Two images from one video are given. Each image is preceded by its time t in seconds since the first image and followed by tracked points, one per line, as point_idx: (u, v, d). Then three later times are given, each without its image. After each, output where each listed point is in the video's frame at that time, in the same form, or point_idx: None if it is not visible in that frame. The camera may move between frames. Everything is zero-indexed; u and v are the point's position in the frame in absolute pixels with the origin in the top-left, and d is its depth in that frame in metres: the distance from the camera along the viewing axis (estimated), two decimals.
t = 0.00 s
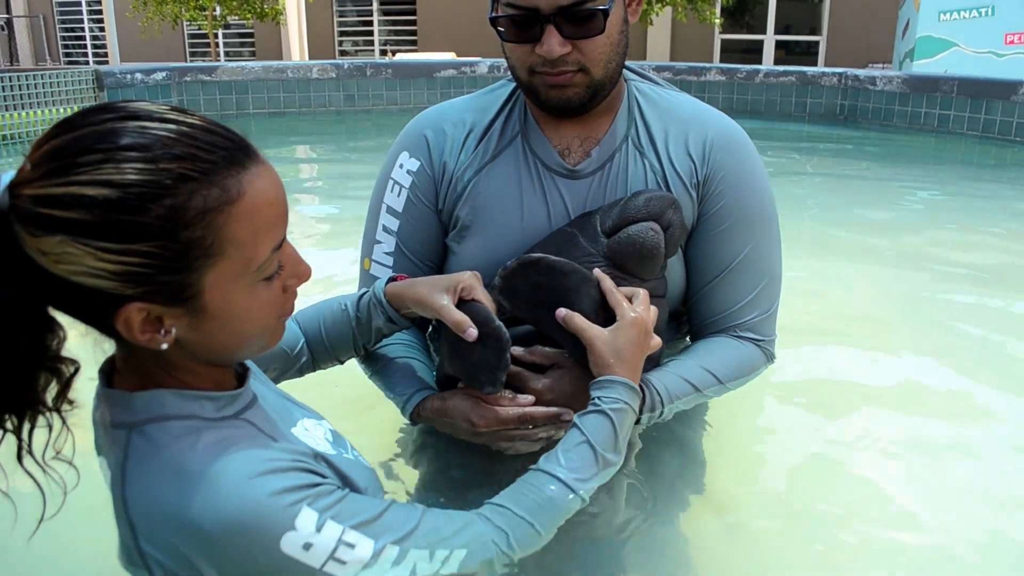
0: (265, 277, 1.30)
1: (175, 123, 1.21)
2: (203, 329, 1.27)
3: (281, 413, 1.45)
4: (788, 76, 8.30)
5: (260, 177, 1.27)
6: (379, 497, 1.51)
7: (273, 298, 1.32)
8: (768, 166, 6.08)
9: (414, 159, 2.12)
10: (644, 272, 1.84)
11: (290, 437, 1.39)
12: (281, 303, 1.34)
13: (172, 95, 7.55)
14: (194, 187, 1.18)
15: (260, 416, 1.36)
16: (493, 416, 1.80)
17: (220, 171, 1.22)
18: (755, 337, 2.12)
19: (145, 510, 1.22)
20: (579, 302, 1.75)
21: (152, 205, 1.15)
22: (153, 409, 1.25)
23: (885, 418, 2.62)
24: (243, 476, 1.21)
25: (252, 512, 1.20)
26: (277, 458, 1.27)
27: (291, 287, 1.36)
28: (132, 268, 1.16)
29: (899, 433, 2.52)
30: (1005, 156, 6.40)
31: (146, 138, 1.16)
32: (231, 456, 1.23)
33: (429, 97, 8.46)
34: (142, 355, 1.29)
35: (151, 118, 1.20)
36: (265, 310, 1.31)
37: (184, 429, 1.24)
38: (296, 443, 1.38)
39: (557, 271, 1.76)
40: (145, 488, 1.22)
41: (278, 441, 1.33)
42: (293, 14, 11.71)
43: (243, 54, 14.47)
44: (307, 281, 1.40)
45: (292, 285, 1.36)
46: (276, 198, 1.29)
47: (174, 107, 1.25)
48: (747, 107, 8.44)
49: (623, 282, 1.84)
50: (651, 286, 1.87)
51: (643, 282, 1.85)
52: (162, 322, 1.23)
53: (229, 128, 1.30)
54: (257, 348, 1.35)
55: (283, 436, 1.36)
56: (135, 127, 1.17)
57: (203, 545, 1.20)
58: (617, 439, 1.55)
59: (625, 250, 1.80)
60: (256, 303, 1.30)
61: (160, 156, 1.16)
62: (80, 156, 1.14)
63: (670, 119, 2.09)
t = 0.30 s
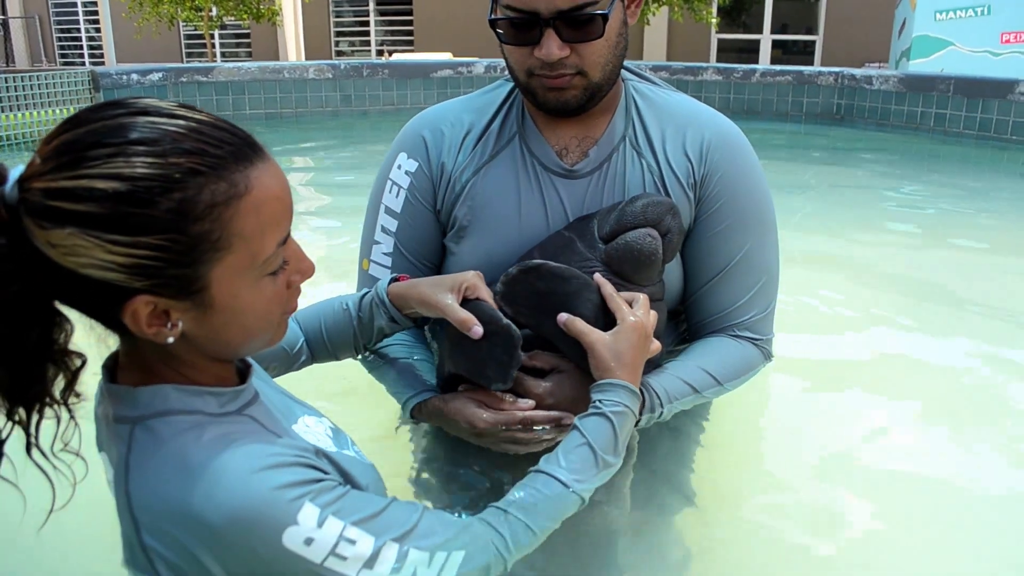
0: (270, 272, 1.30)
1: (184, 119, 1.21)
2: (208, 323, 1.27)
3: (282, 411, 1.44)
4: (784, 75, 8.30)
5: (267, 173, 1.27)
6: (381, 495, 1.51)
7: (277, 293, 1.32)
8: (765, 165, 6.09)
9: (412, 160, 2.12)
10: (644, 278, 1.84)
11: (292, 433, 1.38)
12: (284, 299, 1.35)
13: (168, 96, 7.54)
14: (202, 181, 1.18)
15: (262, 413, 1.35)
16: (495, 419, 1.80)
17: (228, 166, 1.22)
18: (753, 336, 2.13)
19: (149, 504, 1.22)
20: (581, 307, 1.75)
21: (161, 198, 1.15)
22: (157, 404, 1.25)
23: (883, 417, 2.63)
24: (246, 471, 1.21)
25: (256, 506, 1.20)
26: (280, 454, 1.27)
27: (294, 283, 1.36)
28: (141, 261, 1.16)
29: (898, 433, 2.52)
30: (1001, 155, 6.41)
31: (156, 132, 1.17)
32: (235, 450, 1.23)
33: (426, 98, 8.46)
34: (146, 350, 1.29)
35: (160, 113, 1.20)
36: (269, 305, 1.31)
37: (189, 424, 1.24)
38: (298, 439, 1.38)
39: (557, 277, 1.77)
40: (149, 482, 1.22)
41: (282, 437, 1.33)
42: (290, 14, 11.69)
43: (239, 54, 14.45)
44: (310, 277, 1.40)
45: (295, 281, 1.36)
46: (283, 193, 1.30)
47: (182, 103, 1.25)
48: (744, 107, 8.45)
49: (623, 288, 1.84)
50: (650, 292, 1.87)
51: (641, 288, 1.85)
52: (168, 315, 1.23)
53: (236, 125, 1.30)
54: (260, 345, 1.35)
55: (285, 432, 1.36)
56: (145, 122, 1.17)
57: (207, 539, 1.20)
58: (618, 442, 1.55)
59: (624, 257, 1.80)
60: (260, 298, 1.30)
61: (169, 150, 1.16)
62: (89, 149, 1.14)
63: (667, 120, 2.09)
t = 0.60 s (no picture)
0: (278, 264, 1.30)
1: (195, 110, 1.22)
2: (216, 313, 1.27)
3: (288, 404, 1.44)
4: (786, 73, 8.29)
5: (276, 165, 1.27)
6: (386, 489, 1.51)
7: (284, 286, 1.32)
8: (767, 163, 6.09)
9: (415, 159, 2.12)
10: (648, 285, 1.84)
11: (299, 426, 1.38)
12: (292, 292, 1.34)
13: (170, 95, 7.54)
14: (212, 171, 1.19)
15: (269, 405, 1.36)
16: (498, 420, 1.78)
17: (239, 156, 1.22)
18: (756, 335, 2.13)
19: (155, 493, 1.22)
20: (587, 314, 1.77)
21: (171, 187, 1.16)
22: (164, 394, 1.25)
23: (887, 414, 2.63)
24: (252, 461, 1.21)
25: (261, 496, 1.20)
26: (286, 445, 1.27)
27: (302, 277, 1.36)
28: (150, 249, 1.16)
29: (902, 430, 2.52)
30: (1004, 153, 6.40)
31: (167, 122, 1.17)
32: (241, 441, 1.23)
33: (427, 96, 8.46)
34: (153, 340, 1.29)
35: (172, 103, 1.20)
36: (276, 298, 1.31)
37: (196, 414, 1.25)
38: (304, 432, 1.38)
39: (564, 282, 1.79)
40: (155, 471, 1.22)
41: (287, 430, 1.33)
42: (291, 13, 11.69)
43: (240, 53, 14.46)
44: (318, 271, 1.39)
45: (304, 275, 1.36)
46: (292, 186, 1.30)
47: (192, 95, 1.26)
48: (746, 105, 8.44)
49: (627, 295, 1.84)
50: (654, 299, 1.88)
51: (645, 294, 1.85)
52: (176, 305, 1.23)
53: (246, 117, 1.30)
54: (267, 338, 1.36)
55: (291, 425, 1.37)
56: (156, 112, 1.18)
57: (211, 527, 1.20)
58: (619, 447, 1.55)
59: (628, 263, 1.80)
60: (268, 290, 1.30)
61: (180, 140, 1.17)
62: (101, 138, 1.14)
63: (670, 119, 2.09)
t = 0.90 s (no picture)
0: (283, 261, 1.30)
1: (209, 104, 1.23)
2: (220, 307, 1.27)
3: (290, 400, 1.45)
4: (785, 72, 8.29)
5: (286, 161, 1.28)
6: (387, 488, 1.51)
7: (288, 283, 1.32)
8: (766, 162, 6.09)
9: (414, 159, 2.12)
10: (649, 291, 1.83)
11: (301, 423, 1.38)
12: (295, 290, 1.34)
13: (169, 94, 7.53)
14: (225, 163, 1.20)
15: (271, 402, 1.35)
16: (495, 423, 1.80)
17: (251, 150, 1.23)
18: (755, 336, 2.13)
19: (156, 488, 1.22)
20: (587, 318, 1.77)
21: (183, 176, 1.16)
22: (166, 389, 1.25)
23: (886, 415, 2.63)
24: (253, 457, 1.22)
25: (261, 492, 1.20)
26: (287, 442, 1.27)
27: (305, 275, 1.36)
28: (159, 238, 1.16)
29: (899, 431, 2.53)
30: (1003, 152, 6.41)
31: (181, 114, 1.18)
32: (242, 436, 1.24)
33: (426, 95, 8.45)
34: (156, 334, 1.29)
35: (187, 96, 1.22)
36: (280, 295, 1.31)
37: (198, 410, 1.25)
38: (305, 429, 1.38)
39: (565, 286, 1.79)
40: (157, 466, 1.22)
41: (289, 428, 1.33)
42: (289, 12, 11.67)
43: (239, 52, 14.45)
44: (321, 271, 1.40)
45: (306, 274, 1.36)
46: (300, 183, 1.30)
47: (206, 90, 1.27)
48: (745, 104, 8.45)
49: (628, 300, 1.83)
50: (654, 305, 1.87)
51: (646, 299, 1.85)
52: (181, 297, 1.23)
53: (258, 115, 1.31)
54: (269, 335, 1.36)
55: (292, 421, 1.37)
56: (170, 104, 1.19)
57: (211, 523, 1.21)
58: (620, 451, 1.55)
59: (629, 269, 1.80)
60: (271, 287, 1.29)
61: (193, 132, 1.18)
62: (115, 126, 1.15)
63: (670, 120, 2.09)
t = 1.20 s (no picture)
0: (280, 257, 1.31)
1: (223, 97, 1.25)
2: (215, 298, 1.27)
3: (284, 390, 1.45)
4: (780, 62, 8.24)
5: (294, 157, 1.30)
6: (380, 477, 1.53)
7: (284, 280, 1.33)
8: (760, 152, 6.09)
9: (407, 147, 2.12)
10: (644, 284, 1.84)
11: (294, 414, 1.39)
12: (290, 288, 1.35)
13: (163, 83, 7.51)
14: (234, 155, 1.21)
15: (263, 392, 1.36)
16: (491, 410, 1.80)
17: (261, 144, 1.25)
18: (747, 326, 2.14)
19: (147, 479, 1.23)
20: (582, 309, 1.78)
21: (192, 165, 1.18)
22: (157, 380, 1.26)
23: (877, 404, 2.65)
24: (243, 448, 1.22)
25: (251, 483, 1.21)
26: (278, 434, 1.28)
27: (300, 275, 1.36)
28: (164, 224, 1.18)
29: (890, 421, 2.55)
30: (996, 142, 6.42)
31: (193, 103, 1.20)
32: (233, 428, 1.24)
33: (421, 84, 8.43)
34: (150, 324, 1.30)
35: (201, 86, 1.23)
36: (275, 291, 1.32)
37: (189, 402, 1.25)
38: (299, 419, 1.39)
39: (560, 277, 1.80)
40: (148, 457, 1.23)
41: (281, 418, 1.34)
42: (284, 1, 11.60)
43: (234, 41, 14.40)
44: (316, 272, 1.40)
45: (302, 273, 1.36)
46: (305, 179, 1.31)
47: (220, 82, 1.29)
48: (740, 94, 8.45)
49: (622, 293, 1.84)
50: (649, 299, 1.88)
51: (641, 292, 1.85)
52: (176, 285, 1.24)
53: (270, 111, 1.33)
54: (262, 331, 1.36)
55: (285, 411, 1.37)
56: (183, 92, 1.21)
57: (202, 513, 1.21)
58: (615, 442, 1.56)
59: (624, 262, 1.80)
60: (268, 280, 1.30)
61: (205, 121, 1.19)
62: (127, 109, 1.16)
63: (664, 110, 2.09)
